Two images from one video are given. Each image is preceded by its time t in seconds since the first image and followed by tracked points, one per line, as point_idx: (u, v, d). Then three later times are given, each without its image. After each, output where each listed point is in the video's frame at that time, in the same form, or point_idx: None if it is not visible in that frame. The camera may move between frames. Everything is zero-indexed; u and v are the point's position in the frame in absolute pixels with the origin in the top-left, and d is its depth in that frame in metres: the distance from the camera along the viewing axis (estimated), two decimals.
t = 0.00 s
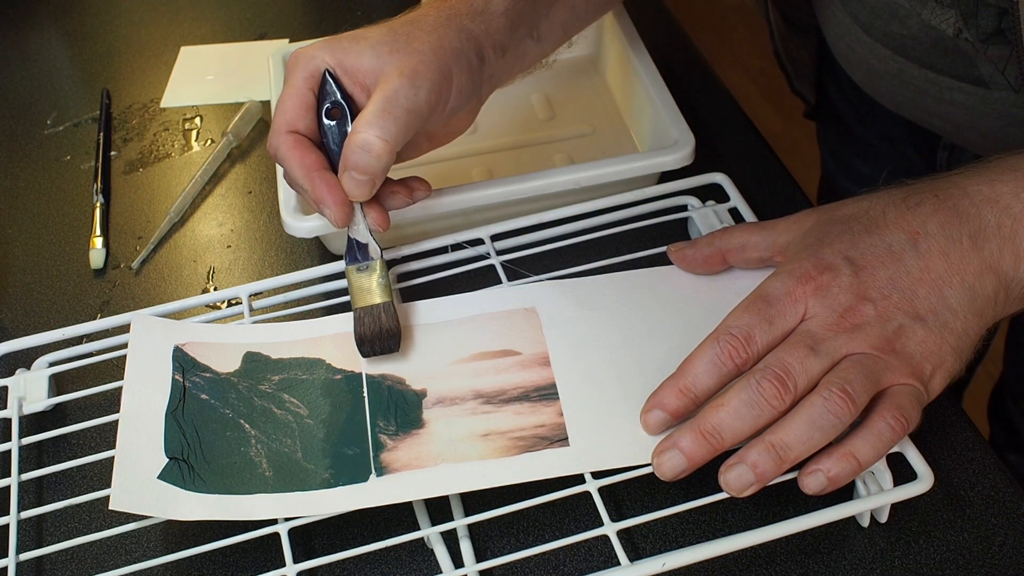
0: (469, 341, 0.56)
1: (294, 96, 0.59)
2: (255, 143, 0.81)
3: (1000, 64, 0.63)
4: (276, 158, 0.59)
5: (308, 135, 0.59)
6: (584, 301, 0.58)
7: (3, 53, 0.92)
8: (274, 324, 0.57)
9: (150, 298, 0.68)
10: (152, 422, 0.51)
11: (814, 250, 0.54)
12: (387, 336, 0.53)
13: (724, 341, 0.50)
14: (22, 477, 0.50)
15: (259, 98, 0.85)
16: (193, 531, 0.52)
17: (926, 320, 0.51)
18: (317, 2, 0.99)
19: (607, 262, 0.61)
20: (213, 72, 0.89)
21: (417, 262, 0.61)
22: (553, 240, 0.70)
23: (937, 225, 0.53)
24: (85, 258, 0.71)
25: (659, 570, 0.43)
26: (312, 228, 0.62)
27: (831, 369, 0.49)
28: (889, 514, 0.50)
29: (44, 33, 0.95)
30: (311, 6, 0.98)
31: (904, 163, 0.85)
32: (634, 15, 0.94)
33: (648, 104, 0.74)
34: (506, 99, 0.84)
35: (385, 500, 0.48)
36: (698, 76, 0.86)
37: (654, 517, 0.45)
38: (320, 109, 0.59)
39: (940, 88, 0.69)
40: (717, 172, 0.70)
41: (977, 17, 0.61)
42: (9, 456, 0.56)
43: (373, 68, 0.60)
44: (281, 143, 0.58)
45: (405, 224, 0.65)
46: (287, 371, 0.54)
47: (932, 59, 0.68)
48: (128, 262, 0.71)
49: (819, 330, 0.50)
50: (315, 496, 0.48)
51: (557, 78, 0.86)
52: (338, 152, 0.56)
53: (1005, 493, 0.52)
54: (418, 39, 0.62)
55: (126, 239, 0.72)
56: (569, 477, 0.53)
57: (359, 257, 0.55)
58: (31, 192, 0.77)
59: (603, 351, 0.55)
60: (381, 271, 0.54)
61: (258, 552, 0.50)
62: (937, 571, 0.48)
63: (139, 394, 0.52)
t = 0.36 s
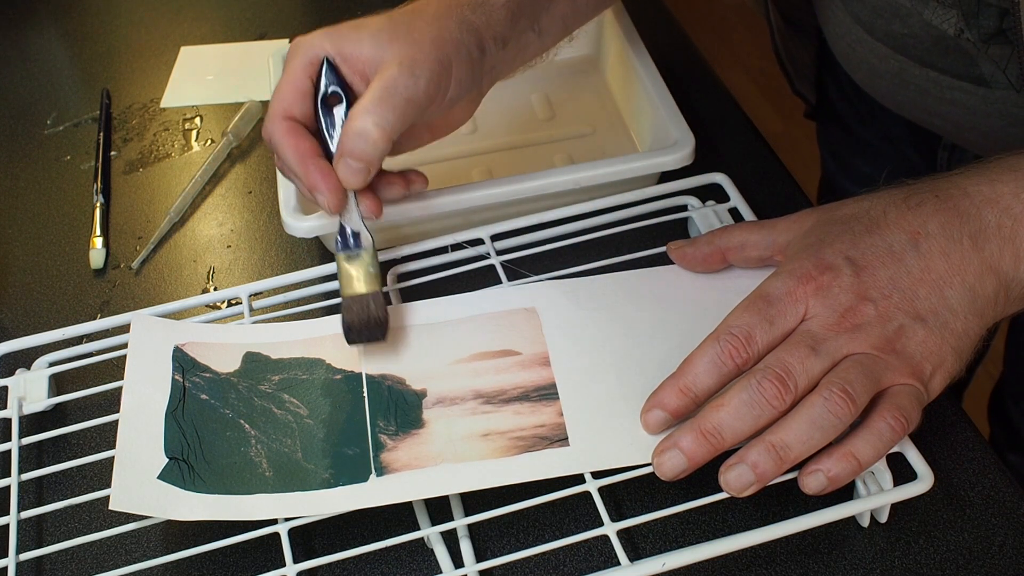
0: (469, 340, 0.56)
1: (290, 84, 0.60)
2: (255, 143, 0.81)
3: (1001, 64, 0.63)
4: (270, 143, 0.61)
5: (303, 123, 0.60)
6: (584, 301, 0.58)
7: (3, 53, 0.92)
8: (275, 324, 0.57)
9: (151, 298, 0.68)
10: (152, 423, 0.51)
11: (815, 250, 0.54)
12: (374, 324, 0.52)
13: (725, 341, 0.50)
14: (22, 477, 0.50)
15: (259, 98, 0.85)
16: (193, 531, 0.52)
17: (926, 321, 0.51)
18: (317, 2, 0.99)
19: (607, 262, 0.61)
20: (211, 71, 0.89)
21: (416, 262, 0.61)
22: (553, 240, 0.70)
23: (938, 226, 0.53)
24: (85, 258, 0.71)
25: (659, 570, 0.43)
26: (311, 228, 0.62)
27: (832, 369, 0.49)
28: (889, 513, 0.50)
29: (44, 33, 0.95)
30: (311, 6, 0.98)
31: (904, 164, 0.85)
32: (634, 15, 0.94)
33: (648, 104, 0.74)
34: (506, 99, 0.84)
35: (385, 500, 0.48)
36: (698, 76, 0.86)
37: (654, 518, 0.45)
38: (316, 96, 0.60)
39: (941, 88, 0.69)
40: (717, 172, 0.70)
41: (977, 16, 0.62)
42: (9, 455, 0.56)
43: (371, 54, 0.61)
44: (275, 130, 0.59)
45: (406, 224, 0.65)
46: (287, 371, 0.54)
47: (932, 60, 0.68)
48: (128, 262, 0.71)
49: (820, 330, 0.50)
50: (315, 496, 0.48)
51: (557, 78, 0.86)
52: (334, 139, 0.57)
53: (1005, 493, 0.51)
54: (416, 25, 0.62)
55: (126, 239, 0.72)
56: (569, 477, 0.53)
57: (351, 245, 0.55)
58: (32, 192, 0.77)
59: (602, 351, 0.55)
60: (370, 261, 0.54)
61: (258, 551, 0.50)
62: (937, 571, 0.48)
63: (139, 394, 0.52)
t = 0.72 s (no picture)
0: (469, 339, 0.56)
1: None
2: (255, 143, 0.81)
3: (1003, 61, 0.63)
4: None
5: None
6: (584, 301, 0.58)
7: (3, 54, 0.92)
8: (274, 324, 0.57)
9: (150, 298, 0.68)
10: (152, 423, 0.51)
11: (828, 246, 0.53)
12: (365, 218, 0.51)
13: (735, 337, 0.50)
14: (22, 477, 0.50)
15: (259, 98, 0.85)
16: (193, 532, 0.52)
17: (935, 323, 0.51)
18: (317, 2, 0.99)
19: (607, 262, 0.61)
20: (212, 71, 0.89)
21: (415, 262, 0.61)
22: (554, 240, 0.70)
23: (952, 226, 0.54)
24: (85, 258, 0.71)
25: (659, 570, 0.43)
26: (312, 228, 0.62)
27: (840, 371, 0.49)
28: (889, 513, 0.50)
29: (44, 33, 0.95)
30: (311, 6, 0.98)
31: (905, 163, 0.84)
32: (634, 15, 0.94)
33: (648, 104, 0.74)
34: (507, 99, 0.84)
35: (384, 500, 0.48)
36: (698, 76, 0.86)
37: (655, 518, 0.45)
38: None
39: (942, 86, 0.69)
40: (717, 172, 0.70)
41: None
42: (9, 455, 0.56)
43: None
44: None
45: (407, 222, 0.65)
46: (287, 371, 0.54)
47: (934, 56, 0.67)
48: (128, 262, 0.71)
49: (830, 331, 0.50)
50: (315, 495, 0.48)
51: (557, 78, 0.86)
52: None
53: (1006, 494, 0.51)
54: None
55: (127, 239, 0.72)
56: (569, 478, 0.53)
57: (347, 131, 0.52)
58: (32, 192, 0.77)
59: (602, 351, 0.55)
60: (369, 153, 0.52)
61: (258, 551, 0.50)
62: (937, 571, 0.48)
63: (139, 394, 0.52)
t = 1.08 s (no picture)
0: (469, 339, 0.56)
1: None
2: (255, 143, 0.81)
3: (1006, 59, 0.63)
4: None
5: None
6: (584, 301, 0.58)
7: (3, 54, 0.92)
8: (274, 324, 0.57)
9: (151, 298, 0.68)
10: (152, 423, 0.51)
11: (839, 245, 0.53)
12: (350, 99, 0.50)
13: (746, 337, 0.50)
14: (22, 477, 0.50)
15: (259, 98, 0.85)
16: (193, 532, 0.52)
17: (941, 326, 0.51)
18: (317, 2, 0.99)
19: (607, 262, 0.61)
20: (212, 71, 0.89)
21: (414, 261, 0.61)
22: (554, 239, 0.70)
23: (959, 229, 0.54)
24: (85, 258, 0.71)
25: (659, 570, 0.43)
26: (312, 228, 0.62)
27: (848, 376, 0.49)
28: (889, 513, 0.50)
29: (44, 33, 0.95)
30: (311, 6, 0.98)
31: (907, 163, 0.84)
32: (634, 15, 0.94)
33: (648, 104, 0.74)
34: (507, 99, 0.84)
35: (384, 500, 0.48)
36: (699, 76, 0.86)
37: (655, 518, 0.45)
38: None
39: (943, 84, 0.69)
40: (717, 172, 0.70)
41: None
42: (9, 455, 0.56)
43: None
44: None
45: (407, 222, 0.65)
46: (286, 371, 0.54)
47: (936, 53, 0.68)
48: (129, 262, 0.71)
49: (838, 333, 0.50)
50: (315, 495, 0.48)
51: (558, 78, 0.86)
52: None
53: (1006, 494, 0.51)
54: None
55: (127, 239, 0.72)
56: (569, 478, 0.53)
57: None
58: (32, 191, 0.77)
59: (602, 352, 0.55)
60: None
61: (258, 551, 0.50)
62: (937, 571, 0.48)
63: (139, 394, 0.52)
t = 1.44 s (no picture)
0: (469, 339, 0.56)
1: None
2: (255, 143, 0.81)
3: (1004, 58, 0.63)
4: None
5: None
6: (584, 301, 0.58)
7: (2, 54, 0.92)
8: (274, 324, 0.57)
9: (151, 298, 0.68)
10: (152, 423, 0.51)
11: (837, 247, 0.53)
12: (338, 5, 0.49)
13: (745, 338, 0.50)
14: (22, 477, 0.50)
15: (259, 98, 0.85)
16: (193, 532, 0.52)
17: (940, 326, 0.51)
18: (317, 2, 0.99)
19: (607, 262, 0.61)
20: (211, 71, 0.89)
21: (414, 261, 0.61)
22: (554, 239, 0.70)
23: (957, 229, 0.54)
24: (85, 258, 0.71)
25: (659, 570, 0.43)
26: (312, 228, 0.62)
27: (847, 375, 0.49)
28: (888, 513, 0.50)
29: (44, 34, 0.95)
30: (311, 6, 0.98)
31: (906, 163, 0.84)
32: (634, 15, 0.94)
33: (648, 104, 0.74)
34: (507, 99, 0.84)
35: (384, 500, 0.48)
36: (698, 75, 0.86)
37: (655, 517, 0.45)
38: None
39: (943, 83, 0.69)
40: (717, 172, 0.70)
41: None
42: (9, 455, 0.56)
43: None
44: None
45: (407, 222, 0.65)
46: (286, 371, 0.54)
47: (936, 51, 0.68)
48: (128, 262, 0.71)
49: (837, 334, 0.50)
50: (315, 495, 0.48)
51: (558, 78, 0.86)
52: None
53: (1006, 494, 0.51)
54: None
55: (126, 239, 0.72)
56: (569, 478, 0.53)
57: None
58: (32, 191, 0.77)
59: (602, 352, 0.55)
60: None
61: (258, 551, 0.50)
62: (937, 571, 0.48)
63: (139, 395, 0.52)
